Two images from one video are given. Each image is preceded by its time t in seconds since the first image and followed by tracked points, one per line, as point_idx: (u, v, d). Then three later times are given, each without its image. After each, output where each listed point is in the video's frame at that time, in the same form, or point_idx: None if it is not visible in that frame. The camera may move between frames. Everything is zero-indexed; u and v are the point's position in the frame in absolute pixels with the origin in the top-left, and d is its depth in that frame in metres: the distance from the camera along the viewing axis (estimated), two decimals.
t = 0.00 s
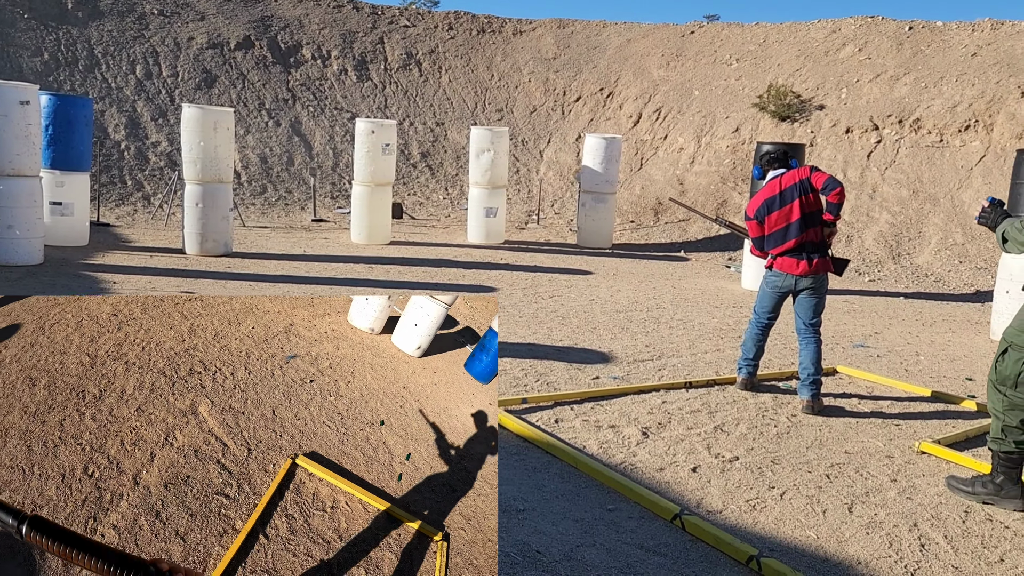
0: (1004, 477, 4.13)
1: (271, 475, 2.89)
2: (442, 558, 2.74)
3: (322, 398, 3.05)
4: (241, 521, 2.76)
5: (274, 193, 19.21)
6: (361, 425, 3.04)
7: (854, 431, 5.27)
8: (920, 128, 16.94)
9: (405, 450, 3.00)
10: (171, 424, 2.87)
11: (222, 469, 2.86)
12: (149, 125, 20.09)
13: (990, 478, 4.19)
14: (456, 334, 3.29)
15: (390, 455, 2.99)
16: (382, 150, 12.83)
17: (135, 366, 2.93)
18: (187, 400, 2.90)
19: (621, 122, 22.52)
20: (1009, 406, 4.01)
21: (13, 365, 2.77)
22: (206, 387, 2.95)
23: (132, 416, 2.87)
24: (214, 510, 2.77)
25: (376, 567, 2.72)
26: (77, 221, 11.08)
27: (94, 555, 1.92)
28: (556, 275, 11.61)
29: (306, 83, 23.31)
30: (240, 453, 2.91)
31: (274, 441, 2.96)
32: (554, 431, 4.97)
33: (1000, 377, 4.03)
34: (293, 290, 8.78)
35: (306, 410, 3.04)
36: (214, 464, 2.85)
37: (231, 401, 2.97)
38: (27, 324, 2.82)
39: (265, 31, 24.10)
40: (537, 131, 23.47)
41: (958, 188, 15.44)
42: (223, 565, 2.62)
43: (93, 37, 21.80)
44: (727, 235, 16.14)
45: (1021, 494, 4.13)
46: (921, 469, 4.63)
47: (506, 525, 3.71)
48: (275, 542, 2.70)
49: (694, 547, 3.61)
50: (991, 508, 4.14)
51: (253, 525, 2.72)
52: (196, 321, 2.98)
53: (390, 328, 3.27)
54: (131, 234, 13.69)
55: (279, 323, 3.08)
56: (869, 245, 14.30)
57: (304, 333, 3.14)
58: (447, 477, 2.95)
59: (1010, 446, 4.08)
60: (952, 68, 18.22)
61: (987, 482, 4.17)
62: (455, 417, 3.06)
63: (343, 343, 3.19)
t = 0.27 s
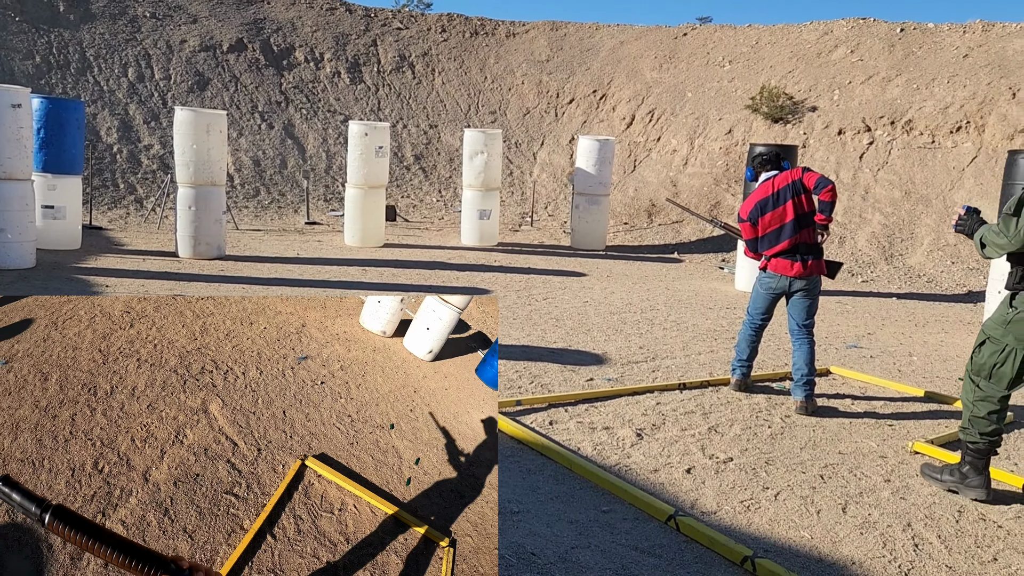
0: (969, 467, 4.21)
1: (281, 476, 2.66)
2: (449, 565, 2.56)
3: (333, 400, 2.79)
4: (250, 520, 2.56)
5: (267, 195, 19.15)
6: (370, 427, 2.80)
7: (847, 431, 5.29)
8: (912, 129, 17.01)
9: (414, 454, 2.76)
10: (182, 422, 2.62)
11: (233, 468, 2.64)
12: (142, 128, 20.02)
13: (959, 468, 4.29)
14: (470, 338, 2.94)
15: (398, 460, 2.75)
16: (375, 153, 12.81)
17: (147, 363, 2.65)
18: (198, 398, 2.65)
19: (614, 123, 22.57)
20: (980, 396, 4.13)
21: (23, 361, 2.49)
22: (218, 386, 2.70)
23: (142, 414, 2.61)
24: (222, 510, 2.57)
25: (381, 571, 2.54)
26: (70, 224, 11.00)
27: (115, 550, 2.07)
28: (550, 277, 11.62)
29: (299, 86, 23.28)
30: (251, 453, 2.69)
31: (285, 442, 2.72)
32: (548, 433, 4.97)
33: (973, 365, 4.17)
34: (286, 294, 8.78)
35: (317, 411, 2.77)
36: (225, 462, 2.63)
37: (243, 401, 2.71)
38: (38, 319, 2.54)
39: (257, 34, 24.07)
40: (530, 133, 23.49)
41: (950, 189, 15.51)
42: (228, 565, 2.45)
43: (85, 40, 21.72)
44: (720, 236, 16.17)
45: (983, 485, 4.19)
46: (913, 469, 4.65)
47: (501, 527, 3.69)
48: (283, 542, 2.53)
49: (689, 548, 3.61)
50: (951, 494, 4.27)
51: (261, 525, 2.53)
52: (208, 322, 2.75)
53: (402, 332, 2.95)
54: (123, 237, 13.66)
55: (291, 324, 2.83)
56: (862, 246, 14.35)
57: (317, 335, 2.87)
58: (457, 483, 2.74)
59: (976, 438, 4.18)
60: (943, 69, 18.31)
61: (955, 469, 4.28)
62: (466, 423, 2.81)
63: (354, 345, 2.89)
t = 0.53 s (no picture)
0: (945, 467, 4.28)
1: (284, 477, 2.69)
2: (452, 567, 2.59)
3: (337, 402, 2.80)
4: (253, 520, 2.59)
5: (256, 201, 19.08)
6: (375, 430, 2.79)
7: (838, 434, 5.31)
8: (900, 133, 17.11)
9: (419, 457, 2.77)
10: (186, 421, 2.65)
11: (236, 469, 2.66)
12: (131, 133, 19.94)
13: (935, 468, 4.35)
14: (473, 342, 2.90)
15: (403, 462, 2.76)
16: (366, 157, 12.79)
17: (153, 362, 2.69)
18: (202, 398, 2.69)
19: (604, 128, 22.63)
20: (952, 402, 4.14)
21: (29, 358, 2.50)
22: (223, 386, 2.73)
23: (146, 412, 2.64)
24: (225, 511, 2.60)
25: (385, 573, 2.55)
26: (59, 230, 10.97)
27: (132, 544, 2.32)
28: (541, 281, 11.62)
29: (288, 91, 23.26)
30: (255, 454, 2.70)
31: (288, 443, 2.74)
32: (540, 437, 4.96)
33: (944, 373, 4.21)
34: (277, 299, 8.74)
35: (321, 412, 2.79)
36: (228, 463, 2.65)
37: (247, 401, 2.75)
38: (44, 316, 2.53)
39: (247, 38, 24.04)
40: (521, 138, 23.51)
41: (939, 193, 15.60)
42: (234, 561, 2.49)
43: (73, 45, 21.63)
44: (710, 240, 16.22)
45: (959, 485, 4.25)
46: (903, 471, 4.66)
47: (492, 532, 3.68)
48: (286, 544, 2.54)
49: (680, 551, 3.61)
50: (928, 494, 4.33)
51: (264, 527, 2.56)
52: (214, 322, 2.79)
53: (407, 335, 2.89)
54: (112, 243, 13.59)
55: (297, 325, 2.84)
56: (851, 249, 14.43)
57: (322, 336, 2.87)
58: (460, 488, 2.74)
59: (951, 441, 4.21)
60: (931, 73, 18.43)
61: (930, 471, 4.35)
62: (471, 427, 2.79)
63: (359, 347, 2.87)
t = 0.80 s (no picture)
0: (931, 471, 4.31)
1: (288, 478, 2.87)
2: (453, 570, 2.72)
3: (342, 404, 3.03)
4: (255, 521, 2.76)
5: (243, 207, 19.00)
6: (380, 434, 3.01)
7: (825, 438, 5.33)
8: (884, 138, 17.25)
9: (422, 461, 2.99)
10: (192, 420, 2.84)
11: (239, 468, 2.85)
12: (116, 140, 19.82)
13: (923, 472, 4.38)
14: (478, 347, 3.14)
15: (406, 465, 2.97)
16: (353, 163, 12.73)
17: (158, 361, 2.85)
18: (208, 398, 2.87)
19: (591, 134, 22.70)
20: (926, 404, 4.23)
21: (34, 353, 2.68)
22: (228, 386, 2.92)
23: (152, 410, 2.81)
24: (229, 510, 2.77)
25: None
26: (43, 237, 10.86)
27: (139, 544, 2.35)
28: (529, 287, 11.63)
29: (275, 97, 23.20)
30: (258, 454, 2.89)
31: (292, 444, 2.93)
32: (529, 443, 4.94)
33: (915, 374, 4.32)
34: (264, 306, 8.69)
35: (326, 414, 3.02)
36: (232, 463, 2.85)
37: (252, 401, 2.93)
38: (50, 313, 2.73)
39: (233, 44, 23.97)
40: (508, 144, 23.53)
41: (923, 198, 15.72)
42: (237, 560, 2.65)
43: (58, 50, 21.49)
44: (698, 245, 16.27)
45: (945, 488, 4.27)
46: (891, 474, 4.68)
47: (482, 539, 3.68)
48: (288, 545, 2.70)
49: (670, 556, 3.61)
50: (916, 498, 4.35)
51: (267, 527, 2.73)
52: (219, 321, 2.94)
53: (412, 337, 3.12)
54: (97, 249, 13.49)
55: (304, 326, 3.04)
56: (837, 254, 14.54)
57: (327, 338, 3.10)
58: (463, 491, 2.95)
59: (933, 444, 4.26)
60: (914, 79, 18.60)
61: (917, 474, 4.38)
62: (474, 432, 3.04)
63: (365, 350, 3.12)
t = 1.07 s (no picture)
0: (920, 477, 4.32)
1: (297, 478, 2.87)
2: None
3: (353, 406, 3.05)
4: (262, 519, 2.77)
5: (227, 213, 18.88)
6: (390, 438, 3.02)
7: (814, 444, 5.35)
8: (867, 146, 17.41)
9: (432, 467, 2.97)
10: (203, 417, 2.90)
11: (248, 466, 2.87)
12: (98, 146, 19.64)
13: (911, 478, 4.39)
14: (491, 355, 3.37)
15: (415, 471, 2.96)
16: (339, 170, 12.70)
17: (171, 356, 2.98)
18: (219, 394, 2.96)
19: (577, 141, 22.76)
20: (911, 411, 4.24)
21: (49, 345, 2.86)
22: (240, 384, 3.01)
23: (164, 405, 2.88)
24: (236, 507, 2.79)
25: None
26: (24, 243, 10.79)
27: (148, 536, 2.12)
28: (516, 294, 11.62)
29: (259, 103, 23.10)
30: (268, 453, 2.91)
31: (302, 444, 2.95)
32: (519, 450, 4.93)
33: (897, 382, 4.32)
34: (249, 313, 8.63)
35: (337, 415, 3.04)
36: (241, 461, 2.87)
37: (263, 400, 3.00)
38: (66, 306, 2.94)
39: (217, 50, 23.84)
40: (494, 150, 23.55)
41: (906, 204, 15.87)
42: (243, 557, 2.64)
43: (39, 56, 21.28)
44: (683, 252, 16.34)
45: (934, 493, 4.29)
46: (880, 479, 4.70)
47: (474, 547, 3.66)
48: (293, 545, 2.69)
49: (663, 564, 3.59)
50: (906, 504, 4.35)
51: (273, 526, 2.71)
52: (233, 320, 3.14)
53: (426, 341, 3.36)
54: (79, 256, 13.35)
55: (316, 328, 3.18)
56: (822, 260, 14.64)
57: (340, 341, 3.22)
58: (471, 501, 2.96)
59: (921, 451, 4.28)
60: (896, 88, 18.80)
61: (906, 481, 4.38)
62: (485, 441, 3.07)
63: (378, 352, 3.24)
